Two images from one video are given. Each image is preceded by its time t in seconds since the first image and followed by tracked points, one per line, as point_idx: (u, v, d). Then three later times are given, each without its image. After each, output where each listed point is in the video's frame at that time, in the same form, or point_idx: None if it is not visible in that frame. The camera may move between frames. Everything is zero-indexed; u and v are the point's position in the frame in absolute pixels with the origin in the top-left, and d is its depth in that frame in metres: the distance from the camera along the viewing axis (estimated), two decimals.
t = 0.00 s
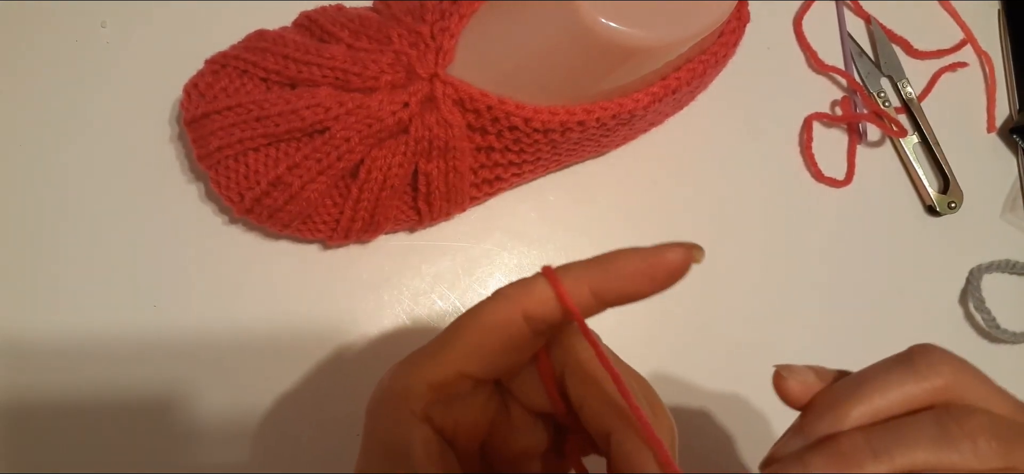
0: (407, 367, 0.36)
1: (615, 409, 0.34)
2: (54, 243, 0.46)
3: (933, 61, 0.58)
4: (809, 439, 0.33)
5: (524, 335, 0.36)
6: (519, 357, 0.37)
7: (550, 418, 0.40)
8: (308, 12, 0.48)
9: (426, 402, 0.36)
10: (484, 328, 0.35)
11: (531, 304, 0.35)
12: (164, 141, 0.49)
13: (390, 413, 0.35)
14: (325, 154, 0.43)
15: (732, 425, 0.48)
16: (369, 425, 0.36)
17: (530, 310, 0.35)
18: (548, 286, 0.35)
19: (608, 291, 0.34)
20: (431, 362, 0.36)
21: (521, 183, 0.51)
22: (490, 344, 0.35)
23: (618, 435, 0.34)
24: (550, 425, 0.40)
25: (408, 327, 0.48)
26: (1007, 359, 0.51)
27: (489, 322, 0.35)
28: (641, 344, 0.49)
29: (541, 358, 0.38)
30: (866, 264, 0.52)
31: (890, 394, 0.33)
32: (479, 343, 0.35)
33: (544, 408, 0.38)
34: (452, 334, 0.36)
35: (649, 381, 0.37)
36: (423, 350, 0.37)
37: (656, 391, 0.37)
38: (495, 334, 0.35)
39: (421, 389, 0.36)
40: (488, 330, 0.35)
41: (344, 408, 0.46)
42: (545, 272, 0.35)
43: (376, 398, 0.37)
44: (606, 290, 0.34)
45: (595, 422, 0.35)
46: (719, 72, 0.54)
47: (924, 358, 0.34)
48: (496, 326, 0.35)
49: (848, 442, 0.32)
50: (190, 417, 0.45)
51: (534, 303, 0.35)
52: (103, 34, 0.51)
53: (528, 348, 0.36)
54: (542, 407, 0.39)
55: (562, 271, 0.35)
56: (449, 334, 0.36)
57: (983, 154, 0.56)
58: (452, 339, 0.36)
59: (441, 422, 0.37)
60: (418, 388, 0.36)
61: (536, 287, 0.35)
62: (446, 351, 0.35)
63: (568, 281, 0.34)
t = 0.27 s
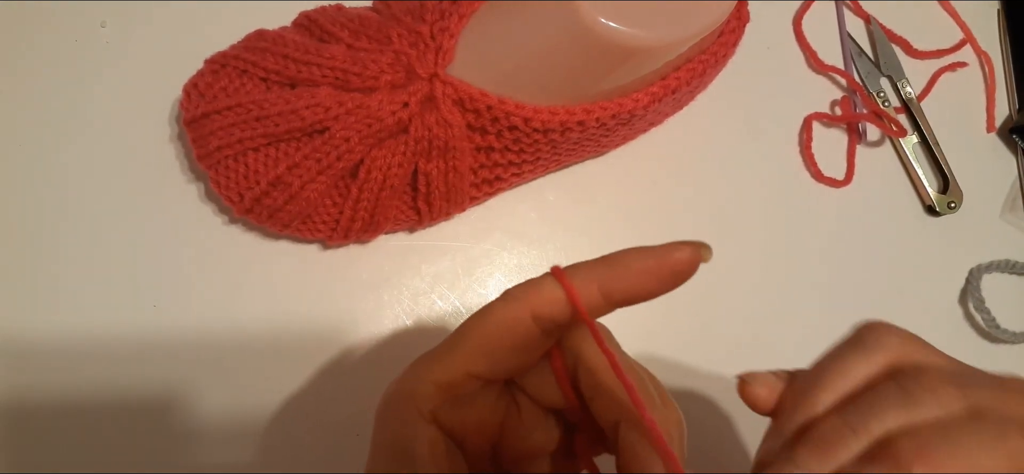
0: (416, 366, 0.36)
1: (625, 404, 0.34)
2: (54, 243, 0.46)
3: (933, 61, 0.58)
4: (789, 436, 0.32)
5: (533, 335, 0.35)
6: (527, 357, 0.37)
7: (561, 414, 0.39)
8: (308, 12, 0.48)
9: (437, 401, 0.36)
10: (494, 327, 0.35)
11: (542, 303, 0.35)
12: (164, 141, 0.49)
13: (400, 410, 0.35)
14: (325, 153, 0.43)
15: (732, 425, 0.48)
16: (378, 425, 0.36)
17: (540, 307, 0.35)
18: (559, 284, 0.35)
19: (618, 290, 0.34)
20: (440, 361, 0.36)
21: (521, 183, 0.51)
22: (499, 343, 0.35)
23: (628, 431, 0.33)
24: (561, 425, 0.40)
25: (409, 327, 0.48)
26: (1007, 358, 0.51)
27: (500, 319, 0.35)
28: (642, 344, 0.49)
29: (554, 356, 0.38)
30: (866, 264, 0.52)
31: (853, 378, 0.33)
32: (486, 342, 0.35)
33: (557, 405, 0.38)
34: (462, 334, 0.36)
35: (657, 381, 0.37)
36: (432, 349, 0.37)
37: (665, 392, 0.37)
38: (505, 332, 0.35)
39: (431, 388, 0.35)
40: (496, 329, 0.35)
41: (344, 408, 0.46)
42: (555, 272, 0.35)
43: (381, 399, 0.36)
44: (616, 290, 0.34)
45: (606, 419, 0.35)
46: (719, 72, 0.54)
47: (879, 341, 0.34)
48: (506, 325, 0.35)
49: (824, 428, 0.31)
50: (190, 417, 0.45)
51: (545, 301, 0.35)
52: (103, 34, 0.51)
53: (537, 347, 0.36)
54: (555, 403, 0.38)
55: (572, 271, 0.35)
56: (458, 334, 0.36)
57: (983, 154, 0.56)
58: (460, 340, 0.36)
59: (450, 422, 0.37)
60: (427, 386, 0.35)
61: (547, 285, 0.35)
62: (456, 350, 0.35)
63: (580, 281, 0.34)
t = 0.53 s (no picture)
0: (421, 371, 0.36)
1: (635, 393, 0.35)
2: (53, 244, 0.46)
3: (933, 61, 0.58)
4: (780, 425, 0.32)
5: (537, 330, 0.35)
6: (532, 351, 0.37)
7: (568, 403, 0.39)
8: (308, 12, 0.48)
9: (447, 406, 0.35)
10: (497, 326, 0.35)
11: (542, 296, 0.35)
12: (164, 142, 0.49)
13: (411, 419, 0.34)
14: (325, 153, 0.43)
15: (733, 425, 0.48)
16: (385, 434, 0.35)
17: (541, 302, 0.35)
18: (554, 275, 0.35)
19: (614, 272, 0.34)
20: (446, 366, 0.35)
21: (521, 183, 0.51)
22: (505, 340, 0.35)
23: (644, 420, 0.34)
24: (566, 414, 0.40)
25: (409, 327, 0.48)
26: (1008, 359, 0.51)
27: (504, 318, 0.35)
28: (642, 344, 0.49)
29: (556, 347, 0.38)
30: (866, 264, 0.52)
31: (833, 362, 0.33)
32: (493, 341, 0.35)
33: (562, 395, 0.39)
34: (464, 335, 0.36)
35: (656, 363, 0.38)
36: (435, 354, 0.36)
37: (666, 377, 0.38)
38: (510, 330, 0.35)
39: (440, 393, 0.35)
40: (500, 328, 0.35)
41: (343, 408, 0.46)
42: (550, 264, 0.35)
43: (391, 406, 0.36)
44: (614, 271, 0.34)
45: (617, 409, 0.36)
46: (719, 72, 0.54)
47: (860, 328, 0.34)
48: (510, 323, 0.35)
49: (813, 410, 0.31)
50: (189, 417, 0.45)
51: (545, 294, 0.35)
52: (103, 34, 0.51)
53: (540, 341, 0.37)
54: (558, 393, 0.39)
55: (565, 259, 0.35)
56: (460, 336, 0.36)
57: (984, 154, 0.56)
58: (464, 341, 0.35)
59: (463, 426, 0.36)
60: (436, 392, 0.35)
61: (545, 277, 0.35)
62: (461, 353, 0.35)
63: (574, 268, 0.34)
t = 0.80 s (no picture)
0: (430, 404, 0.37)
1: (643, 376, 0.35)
2: (53, 244, 0.46)
3: (933, 61, 0.58)
4: (803, 408, 0.33)
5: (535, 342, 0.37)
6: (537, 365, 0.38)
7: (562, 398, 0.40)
8: (308, 12, 0.48)
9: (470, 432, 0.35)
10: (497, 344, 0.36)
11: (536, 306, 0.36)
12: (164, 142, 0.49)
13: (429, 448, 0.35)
14: (326, 153, 0.43)
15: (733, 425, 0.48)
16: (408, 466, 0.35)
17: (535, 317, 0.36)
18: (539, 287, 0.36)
19: (598, 270, 0.36)
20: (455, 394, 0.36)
21: (521, 183, 0.51)
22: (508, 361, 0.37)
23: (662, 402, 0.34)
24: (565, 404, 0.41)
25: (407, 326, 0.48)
26: (1007, 359, 0.51)
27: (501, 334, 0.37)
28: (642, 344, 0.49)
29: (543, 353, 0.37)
30: (866, 264, 0.52)
31: (891, 353, 0.35)
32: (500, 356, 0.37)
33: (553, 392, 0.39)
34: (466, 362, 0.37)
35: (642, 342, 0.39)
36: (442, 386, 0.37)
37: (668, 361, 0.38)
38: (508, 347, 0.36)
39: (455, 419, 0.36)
40: (505, 340, 0.37)
41: (343, 407, 0.46)
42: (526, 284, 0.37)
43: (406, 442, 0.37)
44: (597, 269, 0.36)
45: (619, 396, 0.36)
46: (719, 72, 0.54)
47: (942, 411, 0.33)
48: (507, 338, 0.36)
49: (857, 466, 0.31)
50: (189, 417, 0.45)
51: (536, 306, 0.36)
52: (103, 34, 0.51)
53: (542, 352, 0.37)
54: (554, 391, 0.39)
55: (546, 271, 0.36)
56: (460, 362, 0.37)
57: (984, 154, 0.56)
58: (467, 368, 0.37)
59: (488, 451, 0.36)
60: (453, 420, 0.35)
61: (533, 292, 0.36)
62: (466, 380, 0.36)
63: (558, 275, 0.36)
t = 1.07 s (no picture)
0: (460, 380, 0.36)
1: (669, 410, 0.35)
2: (52, 244, 0.46)
3: (933, 61, 0.58)
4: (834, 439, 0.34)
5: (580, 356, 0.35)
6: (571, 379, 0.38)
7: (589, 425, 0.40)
8: (308, 12, 0.48)
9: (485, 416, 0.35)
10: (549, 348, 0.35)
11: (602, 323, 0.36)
12: (164, 142, 0.49)
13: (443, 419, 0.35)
14: (326, 153, 0.43)
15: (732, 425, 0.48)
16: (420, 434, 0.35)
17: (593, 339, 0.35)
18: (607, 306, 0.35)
19: (669, 306, 0.34)
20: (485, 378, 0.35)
21: (521, 183, 0.51)
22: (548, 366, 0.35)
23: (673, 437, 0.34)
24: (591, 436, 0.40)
25: (408, 326, 0.48)
26: (1007, 359, 0.51)
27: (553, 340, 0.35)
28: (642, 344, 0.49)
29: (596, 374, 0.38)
30: (866, 264, 0.52)
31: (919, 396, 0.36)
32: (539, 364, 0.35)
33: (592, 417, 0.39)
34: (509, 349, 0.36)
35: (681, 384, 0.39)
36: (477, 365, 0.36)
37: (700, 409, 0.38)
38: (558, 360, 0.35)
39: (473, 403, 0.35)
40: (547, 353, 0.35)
41: (343, 408, 0.46)
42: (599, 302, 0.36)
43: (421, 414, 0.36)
44: (668, 307, 0.35)
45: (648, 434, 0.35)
46: (719, 72, 0.54)
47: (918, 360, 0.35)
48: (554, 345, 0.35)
49: None
50: (188, 418, 0.45)
51: (589, 320, 0.35)
52: (103, 34, 0.51)
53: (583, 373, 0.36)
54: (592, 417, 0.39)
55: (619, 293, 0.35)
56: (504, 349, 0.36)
57: (984, 154, 0.56)
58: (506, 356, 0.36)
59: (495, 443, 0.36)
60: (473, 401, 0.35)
61: (598, 309, 0.35)
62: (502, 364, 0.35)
63: (629, 302, 0.35)
